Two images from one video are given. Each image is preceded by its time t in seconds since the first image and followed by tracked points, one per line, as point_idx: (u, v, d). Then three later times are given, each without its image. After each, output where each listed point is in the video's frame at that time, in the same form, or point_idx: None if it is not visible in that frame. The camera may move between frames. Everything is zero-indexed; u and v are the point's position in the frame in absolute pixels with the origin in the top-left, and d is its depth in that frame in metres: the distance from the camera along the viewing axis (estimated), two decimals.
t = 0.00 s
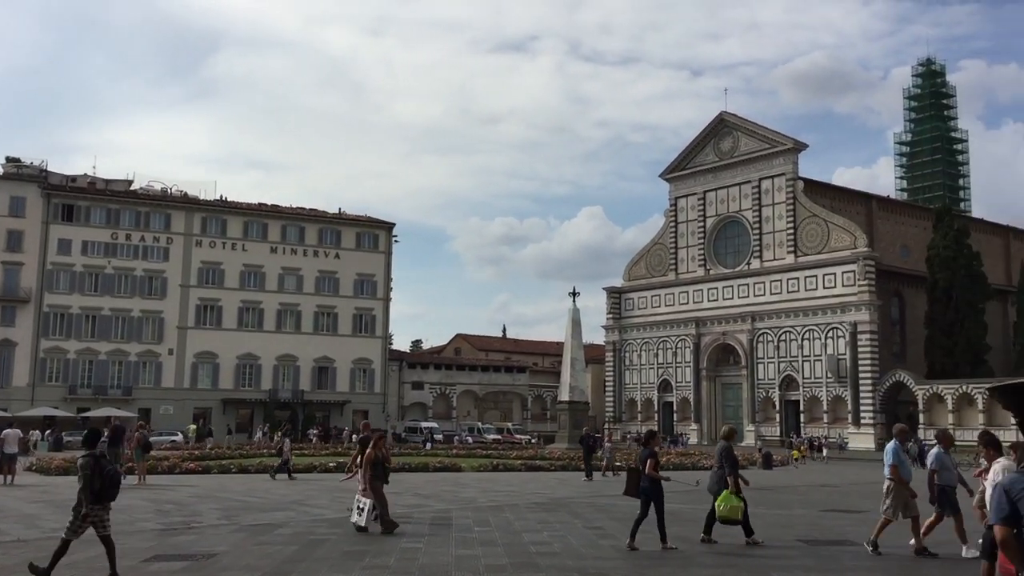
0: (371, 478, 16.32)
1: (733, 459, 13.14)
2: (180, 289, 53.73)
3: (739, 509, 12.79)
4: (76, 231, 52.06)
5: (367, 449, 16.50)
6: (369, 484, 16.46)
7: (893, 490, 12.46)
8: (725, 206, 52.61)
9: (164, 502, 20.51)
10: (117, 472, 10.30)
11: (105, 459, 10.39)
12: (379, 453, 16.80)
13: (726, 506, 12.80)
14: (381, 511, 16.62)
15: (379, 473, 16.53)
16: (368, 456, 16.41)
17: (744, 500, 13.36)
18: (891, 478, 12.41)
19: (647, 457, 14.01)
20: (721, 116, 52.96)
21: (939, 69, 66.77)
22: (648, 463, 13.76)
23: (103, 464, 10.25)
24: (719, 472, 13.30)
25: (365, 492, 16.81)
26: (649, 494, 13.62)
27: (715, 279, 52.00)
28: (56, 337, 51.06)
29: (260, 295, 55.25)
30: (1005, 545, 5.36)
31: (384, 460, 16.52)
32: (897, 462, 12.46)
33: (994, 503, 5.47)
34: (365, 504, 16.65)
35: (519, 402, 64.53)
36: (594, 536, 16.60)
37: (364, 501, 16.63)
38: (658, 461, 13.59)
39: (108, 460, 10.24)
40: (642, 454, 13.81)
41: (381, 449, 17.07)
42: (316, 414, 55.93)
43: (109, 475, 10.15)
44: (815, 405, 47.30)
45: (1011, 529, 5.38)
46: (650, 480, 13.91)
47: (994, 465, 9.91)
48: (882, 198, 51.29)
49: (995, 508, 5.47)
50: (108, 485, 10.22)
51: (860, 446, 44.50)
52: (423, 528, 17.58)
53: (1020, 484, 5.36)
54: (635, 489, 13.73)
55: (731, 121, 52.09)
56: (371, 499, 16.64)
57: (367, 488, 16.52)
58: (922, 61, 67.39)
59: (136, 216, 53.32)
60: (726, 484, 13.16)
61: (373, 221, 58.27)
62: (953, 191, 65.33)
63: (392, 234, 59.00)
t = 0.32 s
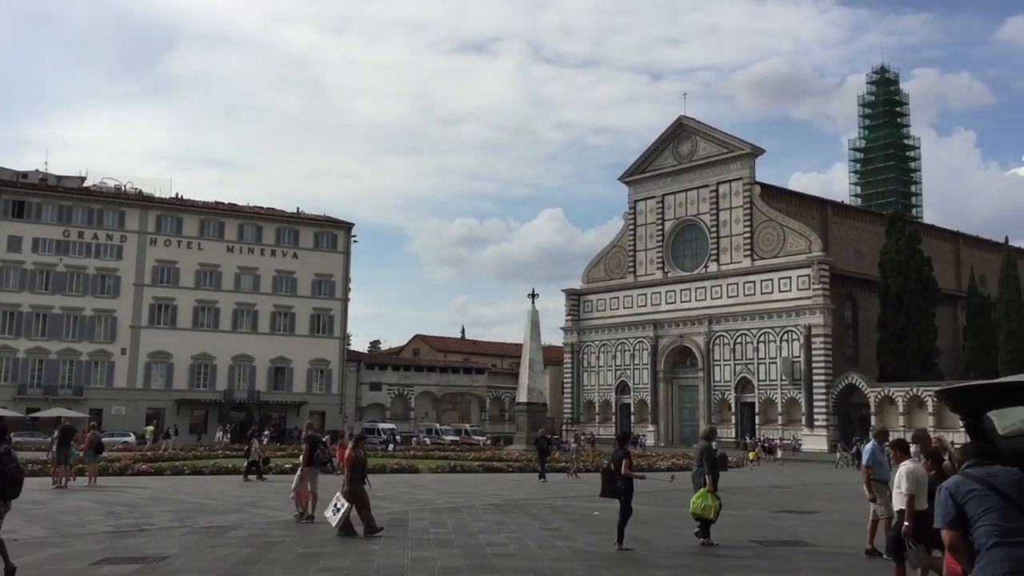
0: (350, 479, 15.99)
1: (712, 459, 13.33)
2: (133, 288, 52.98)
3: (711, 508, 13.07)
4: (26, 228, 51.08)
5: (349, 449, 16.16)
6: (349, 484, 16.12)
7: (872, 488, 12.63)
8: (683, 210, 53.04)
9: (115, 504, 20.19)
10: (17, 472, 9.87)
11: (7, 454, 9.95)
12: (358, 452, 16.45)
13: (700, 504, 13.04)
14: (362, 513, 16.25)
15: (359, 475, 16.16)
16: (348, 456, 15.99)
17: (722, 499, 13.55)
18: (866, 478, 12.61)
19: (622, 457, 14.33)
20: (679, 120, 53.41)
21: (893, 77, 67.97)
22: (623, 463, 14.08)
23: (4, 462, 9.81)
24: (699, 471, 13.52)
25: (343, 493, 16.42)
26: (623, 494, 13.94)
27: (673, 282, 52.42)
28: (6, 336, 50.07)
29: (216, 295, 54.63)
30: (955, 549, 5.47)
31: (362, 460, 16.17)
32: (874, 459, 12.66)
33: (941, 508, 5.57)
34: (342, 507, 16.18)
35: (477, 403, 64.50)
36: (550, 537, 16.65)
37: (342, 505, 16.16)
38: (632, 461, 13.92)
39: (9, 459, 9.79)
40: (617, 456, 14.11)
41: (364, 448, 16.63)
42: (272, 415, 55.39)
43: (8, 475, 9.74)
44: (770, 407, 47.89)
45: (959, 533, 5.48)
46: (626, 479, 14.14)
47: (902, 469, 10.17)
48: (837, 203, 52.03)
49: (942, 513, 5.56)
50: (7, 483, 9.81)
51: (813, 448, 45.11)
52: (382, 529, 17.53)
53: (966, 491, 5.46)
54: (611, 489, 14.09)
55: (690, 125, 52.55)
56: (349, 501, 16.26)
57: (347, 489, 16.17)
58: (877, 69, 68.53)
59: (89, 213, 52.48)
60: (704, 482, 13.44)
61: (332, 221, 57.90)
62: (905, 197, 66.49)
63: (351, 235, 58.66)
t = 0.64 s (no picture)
0: (325, 482, 15.83)
1: (688, 462, 13.51)
2: (83, 286, 52.08)
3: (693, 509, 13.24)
4: None
5: (325, 450, 15.99)
6: (325, 486, 15.93)
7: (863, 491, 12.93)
8: (639, 212, 53.39)
9: (62, 506, 19.81)
10: None
11: None
12: (332, 455, 16.38)
13: (683, 509, 13.24)
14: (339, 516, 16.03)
15: (339, 475, 16.09)
16: (324, 458, 15.82)
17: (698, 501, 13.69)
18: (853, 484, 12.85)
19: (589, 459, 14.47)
20: (636, 123, 53.75)
21: (846, 84, 69.12)
22: (593, 466, 14.22)
23: None
24: (675, 474, 13.62)
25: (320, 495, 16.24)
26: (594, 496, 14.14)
27: (629, 284, 52.74)
28: None
29: (169, 293, 53.87)
30: (892, 548, 5.55)
31: (342, 461, 16.11)
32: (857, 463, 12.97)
33: (879, 508, 5.65)
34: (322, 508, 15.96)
35: (433, 404, 64.37)
36: (504, 538, 16.66)
37: (322, 505, 15.93)
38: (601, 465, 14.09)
39: None
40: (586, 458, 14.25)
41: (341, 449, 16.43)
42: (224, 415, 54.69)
43: None
44: (723, 409, 48.42)
45: (898, 531, 5.56)
46: (597, 482, 14.25)
47: (817, 465, 10.37)
48: (791, 207, 52.70)
49: (880, 513, 5.65)
50: None
51: (765, 449, 45.64)
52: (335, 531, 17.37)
53: (904, 491, 5.55)
54: (581, 493, 14.26)
55: (647, 129, 52.93)
56: (327, 502, 16.08)
57: (324, 491, 16.00)
58: (831, 75, 69.64)
59: (38, 209, 51.47)
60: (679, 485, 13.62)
61: (287, 219, 57.38)
62: (857, 202, 67.62)
63: (307, 234, 58.18)
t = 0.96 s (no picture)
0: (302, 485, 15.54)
1: (664, 460, 13.51)
2: (29, 284, 51.06)
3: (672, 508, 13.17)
4: None
5: (301, 453, 15.70)
6: (303, 489, 15.63)
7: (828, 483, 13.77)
8: (595, 214, 53.63)
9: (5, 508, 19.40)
10: None
11: None
12: (310, 457, 16.23)
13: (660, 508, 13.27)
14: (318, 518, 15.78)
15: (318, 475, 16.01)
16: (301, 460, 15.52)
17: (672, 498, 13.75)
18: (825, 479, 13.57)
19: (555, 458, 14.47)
20: (593, 126, 54.00)
21: (799, 90, 70.16)
22: (559, 465, 14.24)
23: None
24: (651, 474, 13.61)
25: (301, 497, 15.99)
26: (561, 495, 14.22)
27: (585, 285, 52.95)
28: None
29: (118, 292, 52.98)
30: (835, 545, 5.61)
31: (321, 463, 16.04)
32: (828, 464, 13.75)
33: (819, 506, 5.71)
34: (305, 509, 15.74)
35: (388, 404, 64.09)
36: (458, 538, 16.64)
37: (307, 504, 15.73)
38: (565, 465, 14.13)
39: None
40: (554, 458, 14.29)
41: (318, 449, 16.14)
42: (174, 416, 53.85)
43: None
44: (677, 409, 48.77)
45: (838, 529, 5.64)
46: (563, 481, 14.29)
47: (736, 462, 10.57)
48: (744, 210, 53.26)
49: (819, 512, 5.70)
50: None
51: (718, 449, 46.11)
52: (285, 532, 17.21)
53: (845, 491, 5.62)
54: (545, 490, 14.33)
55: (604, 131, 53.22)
56: (309, 503, 15.88)
57: (302, 493, 15.73)
58: (783, 80, 70.63)
59: None
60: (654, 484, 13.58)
61: (241, 218, 56.72)
62: (809, 206, 68.67)
63: (261, 232, 57.59)
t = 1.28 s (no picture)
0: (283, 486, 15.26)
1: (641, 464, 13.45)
2: None
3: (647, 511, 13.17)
4: None
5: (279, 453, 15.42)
6: (283, 490, 15.37)
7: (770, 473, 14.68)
8: (550, 215, 53.75)
9: None
10: None
11: None
12: (286, 456, 15.95)
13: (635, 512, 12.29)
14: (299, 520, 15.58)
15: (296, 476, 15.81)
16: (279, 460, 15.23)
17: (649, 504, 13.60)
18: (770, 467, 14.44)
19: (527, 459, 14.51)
20: (548, 127, 54.12)
21: (751, 94, 71.03)
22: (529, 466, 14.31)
23: None
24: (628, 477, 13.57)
25: (281, 499, 15.72)
26: (532, 497, 14.29)
27: (539, 286, 53.09)
28: None
29: (64, 289, 51.95)
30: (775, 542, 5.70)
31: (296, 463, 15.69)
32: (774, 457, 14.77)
33: (761, 504, 5.79)
34: (288, 511, 15.47)
35: (340, 404, 63.68)
36: (410, 539, 16.62)
37: (290, 505, 15.45)
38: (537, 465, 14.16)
39: None
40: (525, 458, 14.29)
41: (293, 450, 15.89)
42: (121, 415, 52.89)
43: None
44: (629, 410, 49.06)
45: (780, 526, 5.72)
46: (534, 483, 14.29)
47: (656, 464, 10.66)
48: (697, 212, 53.76)
49: (761, 509, 5.78)
50: None
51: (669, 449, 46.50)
52: (231, 534, 17.01)
53: (787, 489, 5.70)
54: (518, 491, 14.40)
55: (559, 132, 53.39)
56: (292, 505, 15.61)
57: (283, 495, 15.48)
58: (736, 85, 71.46)
59: None
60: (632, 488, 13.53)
61: (191, 215, 55.97)
62: (760, 209, 69.59)
63: (211, 230, 56.89)
